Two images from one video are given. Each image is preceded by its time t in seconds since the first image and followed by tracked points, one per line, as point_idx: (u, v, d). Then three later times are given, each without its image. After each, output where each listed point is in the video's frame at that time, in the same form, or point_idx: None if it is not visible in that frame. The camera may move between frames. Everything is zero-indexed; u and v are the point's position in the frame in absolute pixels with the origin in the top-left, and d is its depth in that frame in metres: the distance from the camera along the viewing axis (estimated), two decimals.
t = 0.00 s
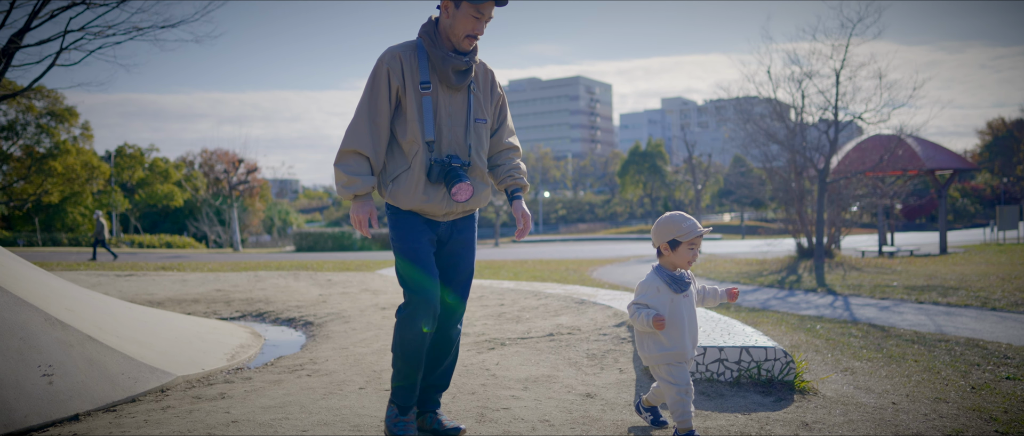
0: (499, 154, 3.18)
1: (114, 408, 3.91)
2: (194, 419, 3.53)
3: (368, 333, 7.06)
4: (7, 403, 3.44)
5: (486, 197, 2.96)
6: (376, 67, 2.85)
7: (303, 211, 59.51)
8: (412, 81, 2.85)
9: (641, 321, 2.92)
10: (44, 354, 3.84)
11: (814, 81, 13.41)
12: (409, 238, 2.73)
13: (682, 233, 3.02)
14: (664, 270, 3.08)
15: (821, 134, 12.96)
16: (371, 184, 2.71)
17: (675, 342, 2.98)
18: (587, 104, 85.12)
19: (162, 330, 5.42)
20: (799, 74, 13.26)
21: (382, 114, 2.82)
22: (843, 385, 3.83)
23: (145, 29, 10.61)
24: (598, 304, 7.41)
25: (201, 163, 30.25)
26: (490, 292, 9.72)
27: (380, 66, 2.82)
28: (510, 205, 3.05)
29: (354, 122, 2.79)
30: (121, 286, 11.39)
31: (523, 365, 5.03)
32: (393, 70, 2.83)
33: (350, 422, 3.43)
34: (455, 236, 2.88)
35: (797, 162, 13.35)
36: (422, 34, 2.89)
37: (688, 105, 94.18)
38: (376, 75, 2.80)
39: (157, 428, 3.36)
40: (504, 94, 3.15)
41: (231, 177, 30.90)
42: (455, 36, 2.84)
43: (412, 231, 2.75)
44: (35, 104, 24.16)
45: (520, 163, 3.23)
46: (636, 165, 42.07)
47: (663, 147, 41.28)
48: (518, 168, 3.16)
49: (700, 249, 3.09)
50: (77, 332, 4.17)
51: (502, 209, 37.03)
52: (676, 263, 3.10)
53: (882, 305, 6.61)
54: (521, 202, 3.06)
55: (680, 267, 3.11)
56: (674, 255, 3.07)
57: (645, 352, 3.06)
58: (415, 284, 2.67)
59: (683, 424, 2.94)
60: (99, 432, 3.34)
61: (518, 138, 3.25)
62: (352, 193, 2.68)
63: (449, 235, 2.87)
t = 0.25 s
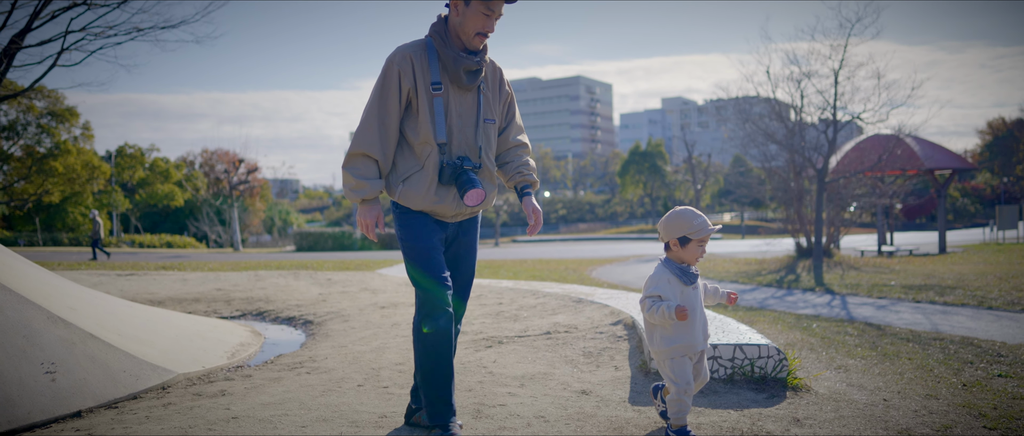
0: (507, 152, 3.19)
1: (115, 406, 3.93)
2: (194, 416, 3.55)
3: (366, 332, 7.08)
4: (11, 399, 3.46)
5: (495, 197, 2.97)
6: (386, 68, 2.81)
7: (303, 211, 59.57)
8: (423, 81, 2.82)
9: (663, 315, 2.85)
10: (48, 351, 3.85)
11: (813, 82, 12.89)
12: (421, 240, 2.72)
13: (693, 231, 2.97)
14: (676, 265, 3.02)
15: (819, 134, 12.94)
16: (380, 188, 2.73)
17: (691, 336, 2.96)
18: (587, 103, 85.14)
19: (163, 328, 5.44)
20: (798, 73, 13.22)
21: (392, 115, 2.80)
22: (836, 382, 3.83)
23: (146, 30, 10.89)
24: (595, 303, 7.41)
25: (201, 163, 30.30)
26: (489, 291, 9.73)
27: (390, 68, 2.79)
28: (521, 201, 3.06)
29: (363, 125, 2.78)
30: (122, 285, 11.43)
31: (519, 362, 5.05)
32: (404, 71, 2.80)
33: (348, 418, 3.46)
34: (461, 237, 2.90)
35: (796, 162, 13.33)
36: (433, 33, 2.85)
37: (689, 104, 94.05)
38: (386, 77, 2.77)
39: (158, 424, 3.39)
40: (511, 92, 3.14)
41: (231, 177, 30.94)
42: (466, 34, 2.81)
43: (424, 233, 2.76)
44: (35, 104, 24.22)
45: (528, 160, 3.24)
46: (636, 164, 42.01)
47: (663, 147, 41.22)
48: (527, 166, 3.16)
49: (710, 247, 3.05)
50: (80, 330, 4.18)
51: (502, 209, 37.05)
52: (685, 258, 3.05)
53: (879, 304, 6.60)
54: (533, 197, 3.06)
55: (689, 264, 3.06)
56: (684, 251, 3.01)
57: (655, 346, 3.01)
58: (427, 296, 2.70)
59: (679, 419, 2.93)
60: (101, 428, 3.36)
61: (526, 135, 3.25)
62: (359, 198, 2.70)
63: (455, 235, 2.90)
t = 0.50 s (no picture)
0: (515, 153, 3.17)
1: (117, 403, 3.95)
2: (194, 412, 3.57)
3: (364, 331, 7.09)
4: (13, 396, 3.48)
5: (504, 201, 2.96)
6: (396, 71, 2.78)
7: (304, 211, 59.62)
8: (433, 85, 2.79)
9: (678, 312, 2.77)
10: (49, 349, 3.87)
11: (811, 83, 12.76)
12: (430, 242, 2.70)
13: (702, 229, 2.93)
14: (685, 263, 2.97)
15: (818, 134, 12.92)
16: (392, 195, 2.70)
17: (700, 335, 2.86)
18: (587, 103, 85.23)
19: (163, 327, 5.45)
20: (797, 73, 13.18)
21: (401, 120, 2.78)
22: (828, 380, 3.83)
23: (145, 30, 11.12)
24: (592, 302, 7.40)
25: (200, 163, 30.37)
26: (487, 291, 9.74)
27: (399, 71, 2.76)
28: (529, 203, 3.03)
29: (373, 131, 2.75)
30: (122, 285, 11.47)
31: (515, 361, 5.05)
32: (414, 75, 2.77)
33: (345, 414, 3.48)
34: (469, 240, 2.90)
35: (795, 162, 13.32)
36: (442, 35, 2.82)
37: (689, 104, 93.98)
38: (396, 80, 2.74)
39: (159, 421, 3.41)
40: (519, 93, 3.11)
41: (231, 177, 30.99)
42: (475, 36, 2.79)
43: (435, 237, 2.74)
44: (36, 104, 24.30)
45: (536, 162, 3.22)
46: (636, 165, 41.95)
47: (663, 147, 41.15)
48: (535, 168, 3.15)
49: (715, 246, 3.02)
50: (81, 328, 4.20)
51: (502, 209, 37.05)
52: (692, 257, 3.00)
53: (876, 304, 6.59)
54: (539, 200, 3.05)
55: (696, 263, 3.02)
56: (693, 249, 2.96)
57: (663, 343, 2.92)
58: (437, 300, 2.66)
59: (672, 416, 2.86)
60: (103, 425, 3.39)
61: (533, 136, 3.24)
62: (371, 205, 2.67)
63: (464, 239, 2.89)
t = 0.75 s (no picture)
0: (523, 151, 3.15)
1: (118, 401, 3.97)
2: (193, 410, 3.58)
3: (362, 330, 7.10)
4: (15, 393, 3.49)
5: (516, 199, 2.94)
6: (403, 72, 2.75)
7: (304, 211, 59.70)
8: (441, 85, 2.76)
9: (695, 314, 2.71)
10: (50, 348, 3.88)
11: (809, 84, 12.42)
12: (445, 242, 2.65)
13: (712, 229, 2.85)
14: (696, 263, 2.89)
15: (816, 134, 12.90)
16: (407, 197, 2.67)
17: (709, 337, 2.80)
18: (587, 103, 85.30)
19: (163, 326, 5.47)
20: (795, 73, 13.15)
21: (412, 122, 2.75)
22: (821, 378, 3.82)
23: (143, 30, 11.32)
24: (588, 302, 7.41)
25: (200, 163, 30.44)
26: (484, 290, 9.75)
27: (407, 73, 2.73)
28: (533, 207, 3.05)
29: (384, 134, 2.72)
30: (122, 285, 11.51)
31: (511, 359, 5.06)
32: (422, 76, 2.74)
33: (342, 411, 3.49)
34: (482, 239, 2.86)
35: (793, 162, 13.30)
36: (448, 34, 2.80)
37: (689, 104, 93.90)
38: (404, 82, 2.71)
39: (158, 418, 3.42)
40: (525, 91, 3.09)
41: (231, 177, 31.04)
42: (481, 33, 2.77)
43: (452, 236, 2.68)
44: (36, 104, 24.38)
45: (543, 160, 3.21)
46: (635, 165, 41.92)
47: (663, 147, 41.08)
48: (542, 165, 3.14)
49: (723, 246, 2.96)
50: (82, 327, 4.21)
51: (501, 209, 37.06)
52: (704, 257, 2.91)
53: (872, 303, 6.58)
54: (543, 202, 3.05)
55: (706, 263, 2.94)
56: (705, 249, 2.88)
57: (672, 341, 2.85)
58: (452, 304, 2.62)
59: (667, 413, 2.84)
60: (104, 422, 3.40)
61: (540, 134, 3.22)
62: (387, 209, 2.64)
63: (477, 238, 2.86)
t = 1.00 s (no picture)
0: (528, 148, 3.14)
1: (117, 398, 3.98)
2: (192, 407, 3.59)
3: (358, 329, 7.10)
4: (16, 390, 3.50)
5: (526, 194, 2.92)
6: (415, 67, 2.71)
7: (303, 210, 59.74)
8: (452, 79, 2.75)
9: (712, 319, 2.60)
10: (51, 346, 3.89)
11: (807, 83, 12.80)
12: (457, 241, 2.62)
13: (726, 234, 2.77)
14: (711, 268, 2.80)
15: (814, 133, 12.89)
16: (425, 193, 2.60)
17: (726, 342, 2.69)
18: (587, 103, 85.33)
19: (162, 324, 5.48)
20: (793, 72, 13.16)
21: (425, 116, 2.70)
22: (813, 376, 3.82)
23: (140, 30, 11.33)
24: (585, 300, 7.41)
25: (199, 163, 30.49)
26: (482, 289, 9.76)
27: (419, 67, 2.70)
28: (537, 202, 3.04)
29: (399, 129, 2.66)
30: (122, 284, 11.54)
31: (506, 357, 5.06)
32: (433, 70, 2.72)
33: (339, 408, 3.50)
34: (498, 236, 2.80)
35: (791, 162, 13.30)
36: (457, 28, 2.80)
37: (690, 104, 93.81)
38: (417, 76, 2.68)
39: (158, 414, 3.44)
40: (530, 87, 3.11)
41: (230, 177, 31.07)
42: (489, 27, 2.79)
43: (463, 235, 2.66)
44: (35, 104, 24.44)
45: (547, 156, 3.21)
46: (634, 164, 41.88)
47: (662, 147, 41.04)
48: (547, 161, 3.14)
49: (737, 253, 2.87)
50: (82, 325, 4.21)
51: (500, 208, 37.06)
52: (718, 262, 2.83)
53: (868, 302, 6.58)
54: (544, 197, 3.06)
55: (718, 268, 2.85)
56: (718, 254, 2.80)
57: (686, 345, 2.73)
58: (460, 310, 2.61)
59: (670, 409, 2.74)
60: (103, 418, 3.41)
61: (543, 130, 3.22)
62: (406, 205, 2.55)
63: (492, 236, 2.79)
